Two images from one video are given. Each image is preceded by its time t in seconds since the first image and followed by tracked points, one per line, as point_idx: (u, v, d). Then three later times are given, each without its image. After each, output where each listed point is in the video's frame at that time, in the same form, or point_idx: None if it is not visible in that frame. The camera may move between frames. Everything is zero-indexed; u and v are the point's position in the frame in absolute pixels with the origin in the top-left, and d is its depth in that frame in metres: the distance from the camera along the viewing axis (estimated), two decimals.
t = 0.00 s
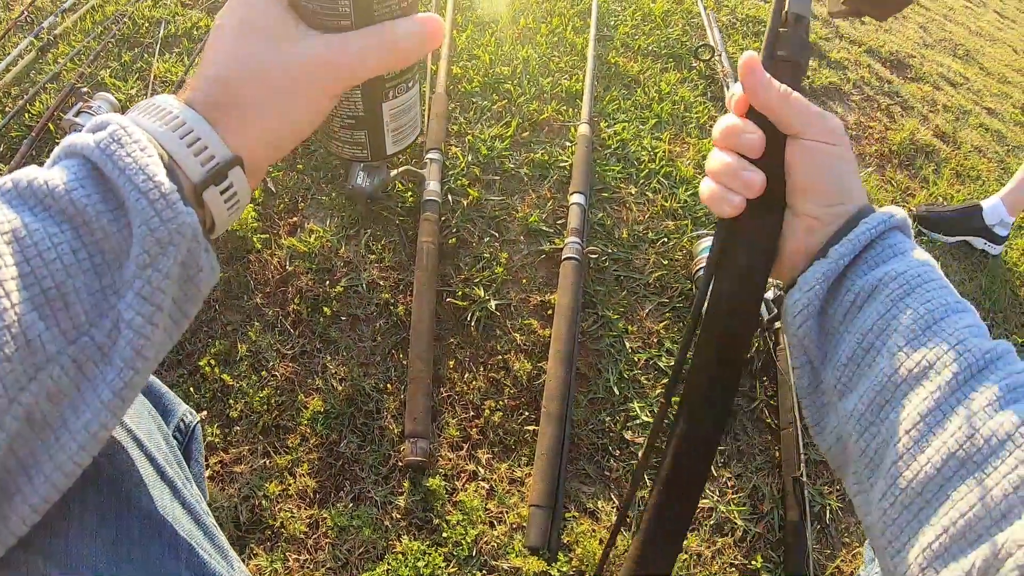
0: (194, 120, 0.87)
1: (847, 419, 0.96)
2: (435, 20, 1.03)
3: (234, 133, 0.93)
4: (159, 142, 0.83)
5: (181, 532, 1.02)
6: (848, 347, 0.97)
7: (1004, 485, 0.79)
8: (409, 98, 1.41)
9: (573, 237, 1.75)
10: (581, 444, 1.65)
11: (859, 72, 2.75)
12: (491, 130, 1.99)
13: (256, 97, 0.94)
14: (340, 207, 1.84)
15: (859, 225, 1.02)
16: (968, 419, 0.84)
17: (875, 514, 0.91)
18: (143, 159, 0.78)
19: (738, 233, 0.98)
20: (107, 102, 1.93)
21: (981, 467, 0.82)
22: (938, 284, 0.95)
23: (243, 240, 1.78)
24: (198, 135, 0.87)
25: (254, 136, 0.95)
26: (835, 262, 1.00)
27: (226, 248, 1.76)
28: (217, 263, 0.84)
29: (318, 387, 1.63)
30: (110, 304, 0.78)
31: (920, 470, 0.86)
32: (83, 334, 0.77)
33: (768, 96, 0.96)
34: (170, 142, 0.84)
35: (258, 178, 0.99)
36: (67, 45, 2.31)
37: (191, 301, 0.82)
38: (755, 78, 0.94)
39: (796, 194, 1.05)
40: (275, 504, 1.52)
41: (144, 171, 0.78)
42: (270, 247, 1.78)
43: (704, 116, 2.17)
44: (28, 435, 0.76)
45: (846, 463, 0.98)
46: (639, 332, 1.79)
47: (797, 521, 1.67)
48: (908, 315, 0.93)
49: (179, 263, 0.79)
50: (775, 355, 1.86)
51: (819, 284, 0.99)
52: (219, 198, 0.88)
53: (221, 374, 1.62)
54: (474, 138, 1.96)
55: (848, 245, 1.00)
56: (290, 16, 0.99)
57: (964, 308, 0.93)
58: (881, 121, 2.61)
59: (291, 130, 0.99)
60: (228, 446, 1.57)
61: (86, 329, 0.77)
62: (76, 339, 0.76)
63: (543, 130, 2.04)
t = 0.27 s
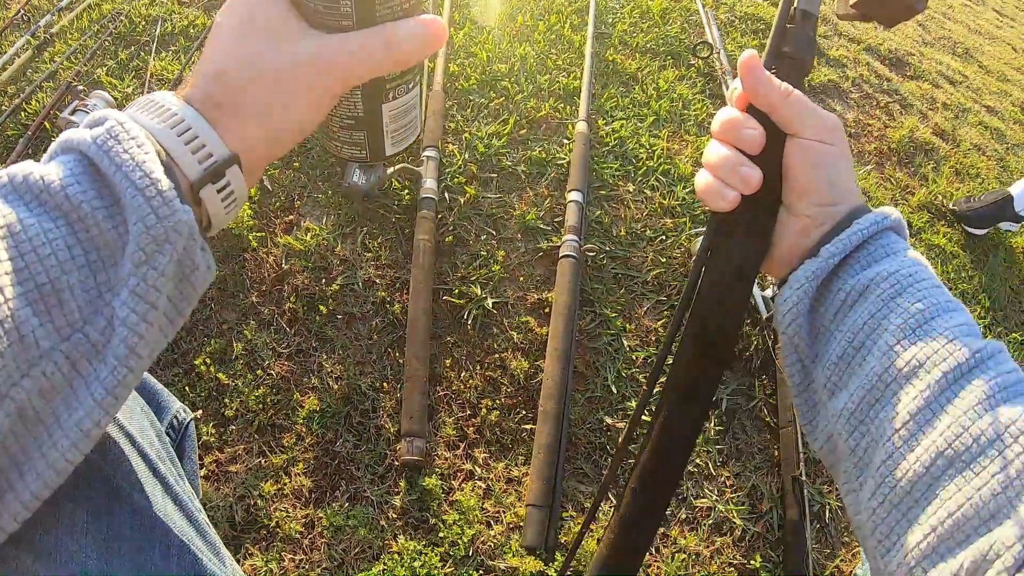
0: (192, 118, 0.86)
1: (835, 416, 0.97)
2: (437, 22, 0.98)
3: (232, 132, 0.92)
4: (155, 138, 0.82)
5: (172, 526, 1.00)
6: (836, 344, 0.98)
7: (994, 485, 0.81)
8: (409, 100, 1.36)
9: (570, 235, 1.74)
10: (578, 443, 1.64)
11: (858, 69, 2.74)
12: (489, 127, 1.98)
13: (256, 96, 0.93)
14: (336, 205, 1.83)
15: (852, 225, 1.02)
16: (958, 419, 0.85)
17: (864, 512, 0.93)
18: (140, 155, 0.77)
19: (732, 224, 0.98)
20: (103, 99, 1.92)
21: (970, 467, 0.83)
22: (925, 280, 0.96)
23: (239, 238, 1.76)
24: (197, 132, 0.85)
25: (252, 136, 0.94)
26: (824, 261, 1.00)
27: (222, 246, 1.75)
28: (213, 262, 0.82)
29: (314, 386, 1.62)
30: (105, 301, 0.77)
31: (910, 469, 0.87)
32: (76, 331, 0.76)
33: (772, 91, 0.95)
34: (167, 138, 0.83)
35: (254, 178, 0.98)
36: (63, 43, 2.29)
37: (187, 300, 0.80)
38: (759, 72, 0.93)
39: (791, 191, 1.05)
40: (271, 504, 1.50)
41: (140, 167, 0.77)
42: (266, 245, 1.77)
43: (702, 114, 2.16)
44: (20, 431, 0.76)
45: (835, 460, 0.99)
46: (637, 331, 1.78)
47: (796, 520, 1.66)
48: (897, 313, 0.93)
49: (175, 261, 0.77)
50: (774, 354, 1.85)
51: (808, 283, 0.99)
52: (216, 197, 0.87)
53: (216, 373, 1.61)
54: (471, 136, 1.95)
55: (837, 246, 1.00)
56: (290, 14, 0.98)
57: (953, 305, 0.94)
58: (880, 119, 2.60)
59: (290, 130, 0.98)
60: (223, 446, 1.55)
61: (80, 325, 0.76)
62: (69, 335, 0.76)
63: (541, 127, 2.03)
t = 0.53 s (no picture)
0: (194, 118, 0.85)
1: (834, 408, 0.96)
2: (436, 26, 0.98)
3: (234, 133, 0.91)
4: (156, 138, 0.81)
5: (170, 521, 0.99)
6: (836, 334, 0.97)
7: (996, 481, 0.80)
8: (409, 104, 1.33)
9: (566, 231, 1.73)
10: (575, 440, 1.63)
11: (855, 63, 2.73)
12: (484, 124, 1.97)
13: (256, 95, 0.92)
14: (331, 203, 1.83)
15: (851, 213, 1.01)
16: (960, 414, 0.84)
17: (863, 507, 0.91)
18: (142, 155, 0.77)
19: (732, 209, 0.98)
20: (97, 100, 1.91)
21: (972, 463, 0.82)
22: (926, 270, 0.94)
23: (234, 237, 1.76)
24: (197, 132, 0.85)
25: (253, 137, 0.92)
26: (823, 247, 0.99)
27: (218, 245, 1.75)
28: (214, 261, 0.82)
29: (311, 384, 1.62)
30: (106, 299, 0.76)
31: (910, 463, 0.86)
32: (78, 329, 0.75)
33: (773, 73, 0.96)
34: (169, 137, 0.82)
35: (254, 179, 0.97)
36: (58, 44, 2.28)
37: (187, 299, 0.80)
38: (758, 51, 0.94)
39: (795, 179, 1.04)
40: (268, 503, 1.50)
41: (142, 166, 0.76)
42: (261, 244, 1.76)
43: (698, 109, 2.16)
44: (21, 428, 0.75)
45: (833, 452, 0.99)
46: (633, 327, 1.77)
47: (793, 516, 1.66)
48: (898, 304, 0.92)
49: (176, 260, 0.77)
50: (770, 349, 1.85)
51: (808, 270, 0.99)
52: (216, 196, 0.86)
53: (213, 373, 1.60)
54: (466, 133, 1.95)
55: (837, 231, 0.99)
56: (290, 13, 0.95)
57: (954, 296, 0.93)
58: (877, 113, 2.59)
59: (290, 131, 0.96)
60: (220, 445, 1.55)
61: (81, 323, 0.75)
62: (70, 333, 0.75)
63: (537, 123, 2.03)
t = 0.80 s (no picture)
0: (194, 125, 0.84)
1: (831, 405, 0.95)
2: (435, 31, 0.98)
3: (234, 137, 0.90)
4: (156, 143, 0.81)
5: (173, 524, 0.99)
6: (834, 330, 0.96)
7: (998, 480, 0.80)
8: (407, 110, 1.32)
9: (564, 231, 1.73)
10: (575, 440, 1.63)
11: (853, 60, 2.72)
12: (482, 124, 1.97)
13: (257, 98, 0.91)
14: (329, 204, 1.82)
15: (850, 207, 0.99)
16: (962, 412, 0.84)
17: (861, 505, 0.91)
18: (144, 163, 0.76)
19: (734, 200, 0.96)
20: (95, 103, 1.90)
21: (974, 461, 0.82)
22: (924, 266, 0.94)
23: (232, 240, 1.75)
24: (196, 138, 0.84)
25: (254, 141, 0.92)
26: (822, 243, 0.97)
27: (216, 247, 1.74)
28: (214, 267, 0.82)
29: (310, 386, 1.61)
30: (108, 306, 0.76)
31: (911, 462, 0.86)
32: (80, 335, 0.75)
33: (780, 59, 0.95)
34: (170, 143, 0.82)
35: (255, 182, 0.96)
36: (54, 47, 2.28)
37: (188, 306, 0.80)
38: (764, 39, 0.93)
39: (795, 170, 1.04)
40: (268, 505, 1.50)
41: (143, 173, 0.76)
42: (259, 246, 1.76)
43: (696, 107, 2.15)
44: (22, 434, 0.74)
45: (830, 449, 0.98)
46: (632, 326, 1.77)
47: (794, 514, 1.65)
48: (898, 300, 0.92)
49: (177, 267, 0.77)
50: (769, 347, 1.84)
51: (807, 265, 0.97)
52: (217, 205, 0.86)
53: (212, 375, 1.60)
54: (464, 132, 1.94)
55: (837, 227, 0.97)
56: (289, 17, 0.96)
57: (953, 291, 0.92)
58: (875, 109, 2.59)
59: (292, 134, 0.95)
60: (220, 448, 1.54)
61: (83, 329, 0.75)
62: (72, 339, 0.75)
63: (535, 123, 2.02)
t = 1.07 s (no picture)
0: (192, 128, 0.84)
1: (827, 410, 0.93)
2: (441, 39, 0.93)
3: (235, 142, 0.90)
4: (156, 150, 0.80)
5: (174, 533, 1.00)
6: (830, 335, 0.94)
7: (998, 481, 0.80)
8: (413, 116, 1.31)
9: (564, 231, 1.72)
10: (575, 440, 1.63)
11: (852, 57, 2.72)
12: (481, 124, 1.96)
13: (258, 103, 0.90)
14: (328, 205, 1.82)
15: (854, 217, 0.97)
16: (960, 413, 0.83)
17: (860, 510, 0.90)
18: (143, 170, 0.76)
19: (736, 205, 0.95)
20: (93, 104, 1.90)
21: (973, 463, 0.82)
22: (919, 268, 0.93)
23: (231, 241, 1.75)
24: (197, 143, 0.84)
25: (254, 145, 0.91)
26: (830, 252, 0.94)
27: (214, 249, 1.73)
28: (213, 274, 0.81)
29: (310, 388, 1.61)
30: (107, 315, 0.75)
31: (911, 466, 0.85)
32: (79, 344, 0.74)
33: (824, 74, 0.90)
34: (170, 150, 0.81)
35: (259, 186, 0.96)
36: (52, 48, 2.27)
37: (189, 313, 0.79)
38: (810, 48, 0.87)
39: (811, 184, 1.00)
40: (268, 507, 1.49)
41: (142, 180, 0.75)
42: (258, 247, 1.75)
43: (695, 106, 2.15)
44: (21, 444, 0.74)
45: (826, 454, 0.96)
46: (633, 326, 1.76)
47: (795, 514, 1.65)
48: (895, 304, 0.91)
49: (176, 275, 0.76)
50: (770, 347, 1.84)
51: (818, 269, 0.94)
52: (219, 211, 0.85)
53: (211, 377, 1.59)
54: (463, 132, 1.93)
55: (847, 236, 0.94)
56: (289, 18, 0.93)
57: (948, 294, 0.92)
58: (875, 107, 2.58)
59: (294, 140, 0.95)
60: (220, 450, 1.54)
61: (83, 338, 0.74)
62: (71, 348, 0.74)
63: (534, 122, 2.02)
